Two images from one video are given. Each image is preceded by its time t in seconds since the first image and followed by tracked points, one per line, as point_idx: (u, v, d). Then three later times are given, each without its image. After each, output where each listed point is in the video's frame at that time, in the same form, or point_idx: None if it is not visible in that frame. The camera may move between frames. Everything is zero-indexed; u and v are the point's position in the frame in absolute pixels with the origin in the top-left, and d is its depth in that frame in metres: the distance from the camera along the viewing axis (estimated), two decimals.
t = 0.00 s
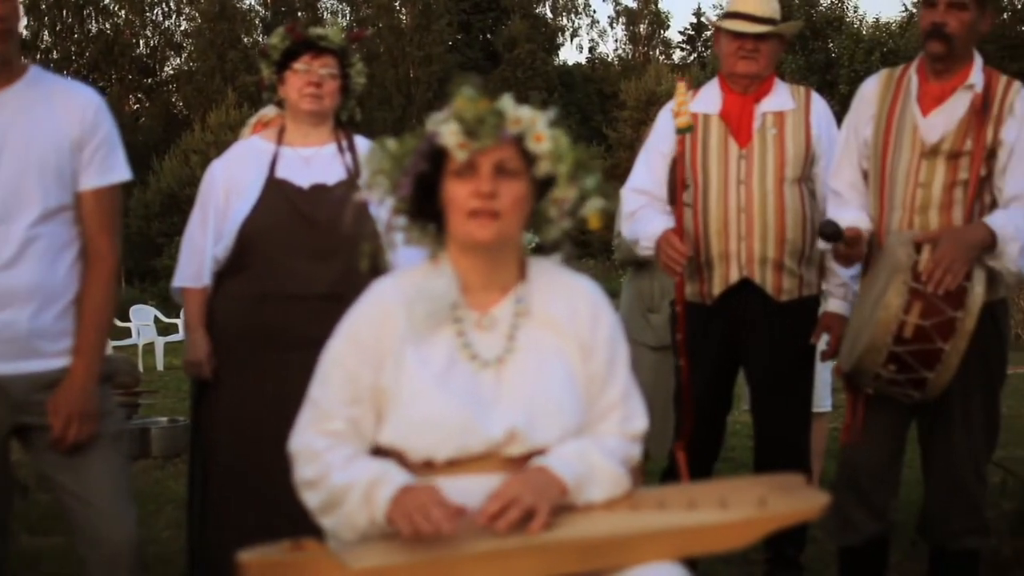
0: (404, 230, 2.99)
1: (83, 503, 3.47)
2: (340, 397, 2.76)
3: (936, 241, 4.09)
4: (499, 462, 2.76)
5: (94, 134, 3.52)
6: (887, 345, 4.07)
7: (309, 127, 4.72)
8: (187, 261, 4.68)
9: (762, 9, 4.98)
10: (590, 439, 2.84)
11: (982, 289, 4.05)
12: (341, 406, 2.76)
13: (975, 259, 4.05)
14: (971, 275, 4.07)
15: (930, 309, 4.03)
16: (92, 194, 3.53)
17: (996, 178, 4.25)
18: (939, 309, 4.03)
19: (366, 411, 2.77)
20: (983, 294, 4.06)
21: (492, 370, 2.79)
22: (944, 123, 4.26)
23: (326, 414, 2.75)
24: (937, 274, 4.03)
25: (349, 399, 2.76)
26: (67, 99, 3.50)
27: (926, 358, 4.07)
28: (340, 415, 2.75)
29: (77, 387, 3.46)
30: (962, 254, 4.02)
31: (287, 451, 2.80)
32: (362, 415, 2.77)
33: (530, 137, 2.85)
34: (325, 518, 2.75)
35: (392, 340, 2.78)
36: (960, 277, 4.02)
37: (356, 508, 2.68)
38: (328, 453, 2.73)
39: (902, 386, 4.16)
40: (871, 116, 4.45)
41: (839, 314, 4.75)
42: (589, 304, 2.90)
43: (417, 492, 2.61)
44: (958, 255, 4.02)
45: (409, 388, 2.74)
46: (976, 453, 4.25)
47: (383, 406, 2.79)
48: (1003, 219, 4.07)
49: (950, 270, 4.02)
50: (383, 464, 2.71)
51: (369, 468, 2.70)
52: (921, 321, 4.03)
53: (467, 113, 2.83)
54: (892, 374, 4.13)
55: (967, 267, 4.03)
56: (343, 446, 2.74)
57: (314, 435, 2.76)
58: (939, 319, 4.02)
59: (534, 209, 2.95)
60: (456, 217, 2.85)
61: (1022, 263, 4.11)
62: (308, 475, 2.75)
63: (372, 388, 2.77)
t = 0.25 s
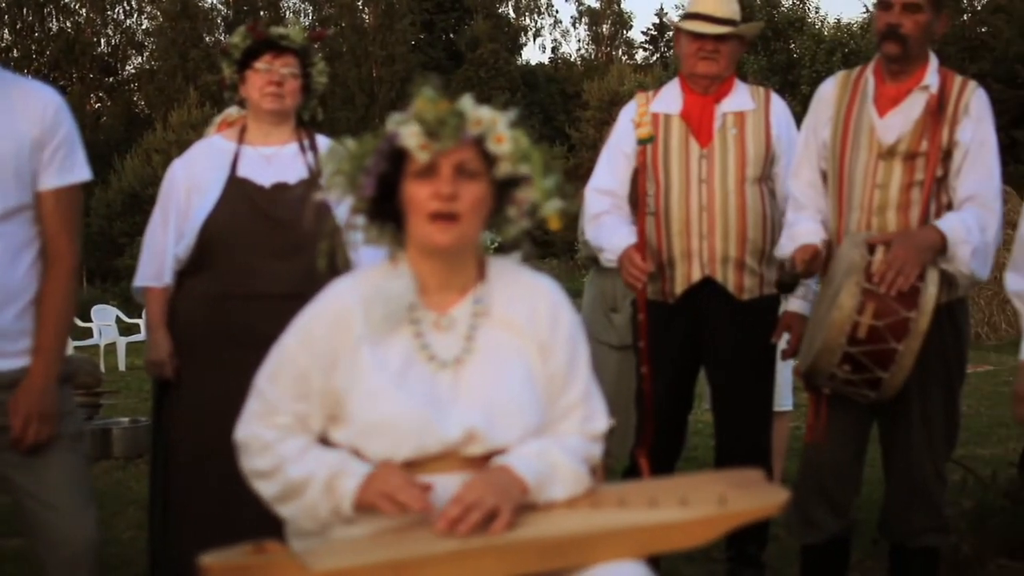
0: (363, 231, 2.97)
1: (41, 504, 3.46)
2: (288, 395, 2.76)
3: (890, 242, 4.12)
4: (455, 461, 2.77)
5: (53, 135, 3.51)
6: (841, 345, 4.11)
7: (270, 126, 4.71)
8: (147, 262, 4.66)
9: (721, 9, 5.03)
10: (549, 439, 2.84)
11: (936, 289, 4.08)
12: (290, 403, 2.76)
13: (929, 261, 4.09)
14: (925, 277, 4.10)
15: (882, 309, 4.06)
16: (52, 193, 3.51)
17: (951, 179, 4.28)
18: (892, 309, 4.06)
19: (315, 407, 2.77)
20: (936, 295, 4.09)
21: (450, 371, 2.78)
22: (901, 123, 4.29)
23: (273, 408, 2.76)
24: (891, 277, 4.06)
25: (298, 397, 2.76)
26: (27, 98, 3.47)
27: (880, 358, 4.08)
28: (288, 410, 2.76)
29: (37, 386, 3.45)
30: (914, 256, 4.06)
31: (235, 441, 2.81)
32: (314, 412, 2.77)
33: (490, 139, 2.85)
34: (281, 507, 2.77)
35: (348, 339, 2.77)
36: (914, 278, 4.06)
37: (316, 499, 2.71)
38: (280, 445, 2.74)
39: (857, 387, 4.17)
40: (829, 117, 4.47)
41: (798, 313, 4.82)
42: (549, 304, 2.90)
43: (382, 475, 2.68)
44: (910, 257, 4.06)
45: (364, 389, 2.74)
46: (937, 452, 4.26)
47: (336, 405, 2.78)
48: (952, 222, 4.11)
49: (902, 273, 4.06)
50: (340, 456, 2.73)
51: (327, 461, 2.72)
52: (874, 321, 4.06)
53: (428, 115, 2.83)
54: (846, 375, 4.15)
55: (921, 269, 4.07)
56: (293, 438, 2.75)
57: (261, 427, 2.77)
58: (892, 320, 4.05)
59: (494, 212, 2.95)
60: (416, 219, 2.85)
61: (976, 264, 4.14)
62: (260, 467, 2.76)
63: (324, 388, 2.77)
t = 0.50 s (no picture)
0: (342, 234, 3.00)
1: (21, 505, 3.45)
2: (274, 401, 2.77)
3: (868, 247, 4.13)
4: (436, 462, 2.77)
5: (34, 137, 3.51)
6: (820, 351, 4.11)
7: (250, 127, 4.70)
8: (127, 262, 4.68)
9: (697, 12, 5.03)
10: (531, 441, 2.84)
11: (914, 295, 4.11)
12: (275, 408, 2.77)
13: (906, 266, 4.11)
14: (903, 282, 4.12)
15: (860, 315, 4.07)
16: (32, 195, 3.51)
17: (929, 181, 4.30)
18: (871, 315, 4.07)
19: (301, 412, 2.78)
20: (914, 301, 4.11)
21: (430, 372, 2.79)
22: (878, 125, 4.30)
23: (260, 415, 2.77)
24: (869, 283, 4.08)
25: (284, 401, 2.78)
26: (7, 99, 3.48)
27: (858, 363, 4.10)
28: (275, 416, 2.76)
29: (17, 388, 3.45)
30: (891, 261, 4.07)
31: (224, 451, 2.80)
32: (300, 416, 2.78)
33: (464, 138, 2.86)
34: (268, 514, 2.76)
35: (328, 342, 2.78)
36: (892, 284, 4.08)
37: (301, 503, 2.70)
38: (266, 450, 2.74)
39: (835, 390, 4.19)
40: (807, 118, 4.49)
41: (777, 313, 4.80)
42: (528, 303, 2.91)
43: (365, 477, 2.67)
44: (887, 262, 4.07)
45: (345, 391, 2.74)
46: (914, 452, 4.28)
47: (320, 408, 2.79)
48: (930, 226, 4.15)
49: (880, 279, 4.07)
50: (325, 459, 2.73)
51: (311, 464, 2.71)
52: (853, 327, 4.07)
53: (401, 116, 2.83)
54: (825, 379, 4.16)
55: (898, 275, 4.08)
56: (279, 443, 2.75)
57: (249, 434, 2.77)
58: (870, 326, 4.06)
59: (472, 213, 2.95)
60: (393, 220, 2.85)
61: (953, 269, 4.17)
62: (246, 474, 2.76)
63: (308, 389, 2.78)
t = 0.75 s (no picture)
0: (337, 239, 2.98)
1: (18, 507, 3.45)
2: (278, 406, 2.74)
3: (861, 250, 4.15)
4: (435, 464, 2.78)
5: (28, 139, 3.51)
6: (813, 354, 4.15)
7: (243, 128, 4.73)
8: (120, 265, 4.68)
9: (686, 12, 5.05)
10: (527, 442, 2.86)
11: (907, 298, 4.12)
12: (280, 414, 2.74)
13: (900, 269, 4.13)
14: (897, 285, 4.14)
15: (856, 318, 4.09)
16: (28, 198, 3.52)
17: (921, 183, 4.32)
18: (865, 319, 4.09)
19: (304, 417, 2.75)
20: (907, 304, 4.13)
21: (428, 375, 2.80)
22: (872, 128, 4.30)
23: (263, 422, 2.73)
24: (862, 286, 4.10)
25: (288, 406, 2.75)
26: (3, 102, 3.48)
27: (852, 367, 4.13)
28: (280, 422, 2.73)
29: (14, 389, 3.45)
30: (884, 264, 4.09)
31: (226, 460, 2.78)
32: (303, 422, 2.75)
33: (459, 141, 2.86)
34: (267, 524, 2.73)
35: (326, 347, 2.77)
36: (885, 287, 4.10)
37: (299, 513, 2.67)
38: (266, 459, 2.71)
39: (828, 393, 4.22)
40: (801, 117, 4.51)
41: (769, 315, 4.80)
42: (523, 305, 2.94)
43: (363, 490, 2.64)
44: (881, 266, 4.09)
45: (344, 396, 2.74)
46: (908, 455, 4.28)
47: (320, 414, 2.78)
48: (923, 229, 4.14)
49: (873, 282, 4.09)
50: (324, 467, 2.70)
51: (310, 474, 2.67)
52: (847, 330, 4.10)
53: (396, 118, 2.82)
54: (819, 382, 4.20)
55: (892, 278, 4.10)
56: (281, 453, 2.72)
57: (251, 442, 2.73)
58: (865, 329, 4.08)
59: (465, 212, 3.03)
60: (389, 222, 2.85)
61: (945, 273, 4.15)
62: (246, 482, 2.73)
63: (312, 392, 2.76)
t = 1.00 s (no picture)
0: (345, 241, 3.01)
1: (22, 509, 3.45)
2: (281, 408, 2.76)
3: (868, 251, 4.16)
4: (442, 467, 2.77)
5: (32, 141, 3.51)
6: (821, 356, 4.17)
7: (245, 129, 4.75)
8: (121, 266, 4.64)
9: (684, 14, 5.07)
10: (535, 445, 2.86)
11: (915, 301, 4.14)
12: (281, 416, 2.76)
13: (907, 270, 4.13)
14: (903, 287, 4.15)
15: (861, 319, 4.12)
16: (32, 200, 3.52)
17: (927, 184, 4.31)
18: (872, 320, 4.11)
19: (307, 418, 2.77)
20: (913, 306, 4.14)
21: (436, 378, 2.80)
22: (876, 129, 4.31)
23: (265, 424, 2.75)
24: (869, 286, 4.11)
25: (290, 408, 2.77)
26: (6, 103, 3.47)
27: (859, 368, 4.14)
28: (281, 423, 2.75)
29: (19, 391, 3.45)
30: (892, 265, 4.10)
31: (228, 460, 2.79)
32: (303, 423, 2.77)
33: (467, 143, 2.89)
34: (268, 526, 2.73)
35: (336, 348, 2.79)
36: (892, 288, 4.11)
37: (301, 518, 2.67)
38: (268, 462, 2.71)
39: (835, 394, 4.23)
40: (805, 120, 4.50)
41: (766, 317, 4.99)
42: (531, 306, 2.94)
43: (365, 503, 2.60)
44: (887, 266, 4.10)
45: (351, 399, 2.74)
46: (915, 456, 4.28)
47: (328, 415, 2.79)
48: (929, 230, 4.14)
49: (881, 282, 4.11)
50: (327, 474, 2.70)
51: (315, 480, 2.68)
52: (854, 331, 4.12)
53: (404, 122, 2.86)
54: (826, 384, 4.20)
55: (898, 279, 4.11)
56: (284, 455, 2.73)
57: (254, 443, 2.75)
58: (871, 331, 4.11)
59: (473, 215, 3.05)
60: (398, 225, 2.87)
61: (952, 274, 4.15)
62: (248, 484, 2.73)
63: (316, 396, 2.78)
